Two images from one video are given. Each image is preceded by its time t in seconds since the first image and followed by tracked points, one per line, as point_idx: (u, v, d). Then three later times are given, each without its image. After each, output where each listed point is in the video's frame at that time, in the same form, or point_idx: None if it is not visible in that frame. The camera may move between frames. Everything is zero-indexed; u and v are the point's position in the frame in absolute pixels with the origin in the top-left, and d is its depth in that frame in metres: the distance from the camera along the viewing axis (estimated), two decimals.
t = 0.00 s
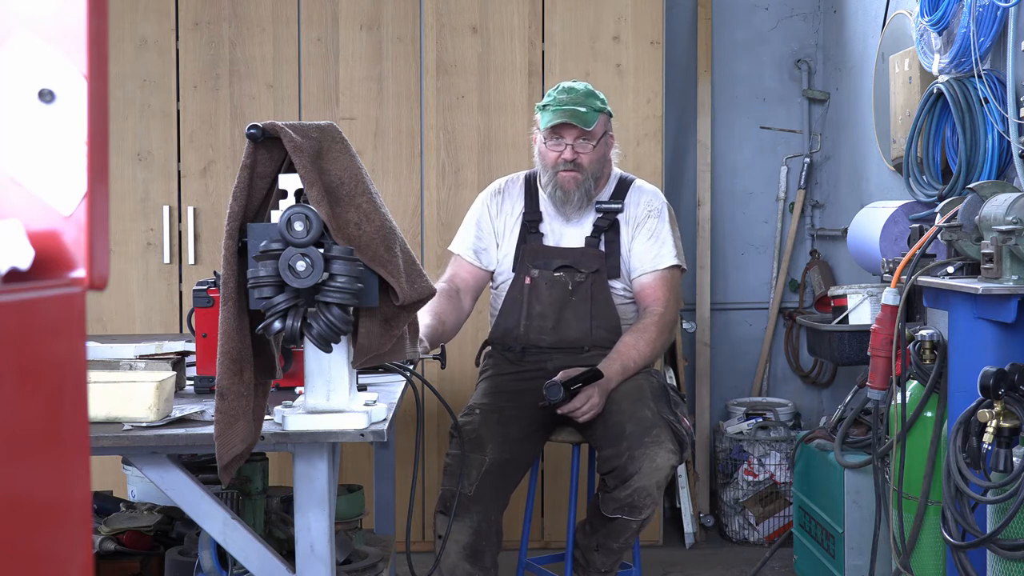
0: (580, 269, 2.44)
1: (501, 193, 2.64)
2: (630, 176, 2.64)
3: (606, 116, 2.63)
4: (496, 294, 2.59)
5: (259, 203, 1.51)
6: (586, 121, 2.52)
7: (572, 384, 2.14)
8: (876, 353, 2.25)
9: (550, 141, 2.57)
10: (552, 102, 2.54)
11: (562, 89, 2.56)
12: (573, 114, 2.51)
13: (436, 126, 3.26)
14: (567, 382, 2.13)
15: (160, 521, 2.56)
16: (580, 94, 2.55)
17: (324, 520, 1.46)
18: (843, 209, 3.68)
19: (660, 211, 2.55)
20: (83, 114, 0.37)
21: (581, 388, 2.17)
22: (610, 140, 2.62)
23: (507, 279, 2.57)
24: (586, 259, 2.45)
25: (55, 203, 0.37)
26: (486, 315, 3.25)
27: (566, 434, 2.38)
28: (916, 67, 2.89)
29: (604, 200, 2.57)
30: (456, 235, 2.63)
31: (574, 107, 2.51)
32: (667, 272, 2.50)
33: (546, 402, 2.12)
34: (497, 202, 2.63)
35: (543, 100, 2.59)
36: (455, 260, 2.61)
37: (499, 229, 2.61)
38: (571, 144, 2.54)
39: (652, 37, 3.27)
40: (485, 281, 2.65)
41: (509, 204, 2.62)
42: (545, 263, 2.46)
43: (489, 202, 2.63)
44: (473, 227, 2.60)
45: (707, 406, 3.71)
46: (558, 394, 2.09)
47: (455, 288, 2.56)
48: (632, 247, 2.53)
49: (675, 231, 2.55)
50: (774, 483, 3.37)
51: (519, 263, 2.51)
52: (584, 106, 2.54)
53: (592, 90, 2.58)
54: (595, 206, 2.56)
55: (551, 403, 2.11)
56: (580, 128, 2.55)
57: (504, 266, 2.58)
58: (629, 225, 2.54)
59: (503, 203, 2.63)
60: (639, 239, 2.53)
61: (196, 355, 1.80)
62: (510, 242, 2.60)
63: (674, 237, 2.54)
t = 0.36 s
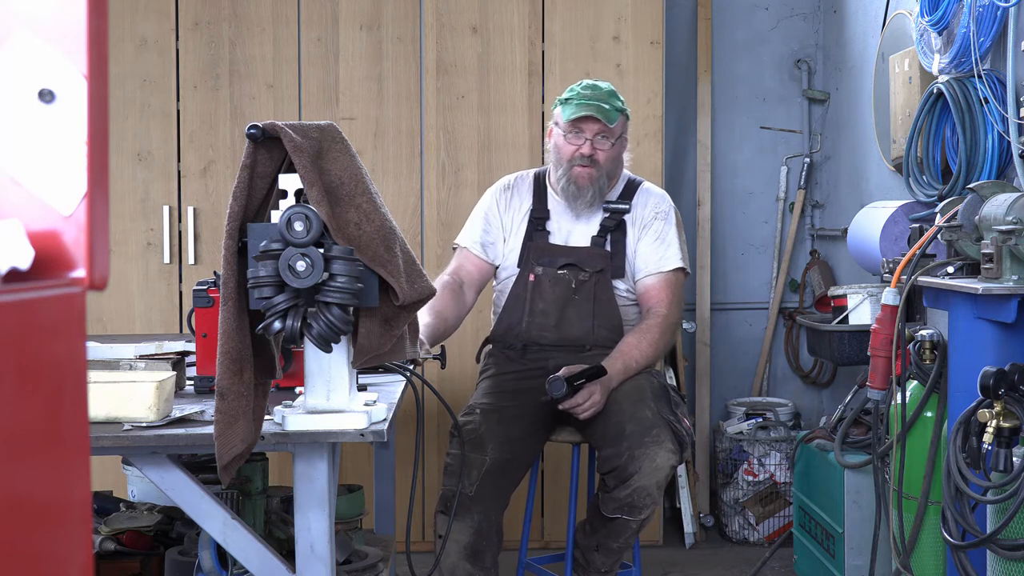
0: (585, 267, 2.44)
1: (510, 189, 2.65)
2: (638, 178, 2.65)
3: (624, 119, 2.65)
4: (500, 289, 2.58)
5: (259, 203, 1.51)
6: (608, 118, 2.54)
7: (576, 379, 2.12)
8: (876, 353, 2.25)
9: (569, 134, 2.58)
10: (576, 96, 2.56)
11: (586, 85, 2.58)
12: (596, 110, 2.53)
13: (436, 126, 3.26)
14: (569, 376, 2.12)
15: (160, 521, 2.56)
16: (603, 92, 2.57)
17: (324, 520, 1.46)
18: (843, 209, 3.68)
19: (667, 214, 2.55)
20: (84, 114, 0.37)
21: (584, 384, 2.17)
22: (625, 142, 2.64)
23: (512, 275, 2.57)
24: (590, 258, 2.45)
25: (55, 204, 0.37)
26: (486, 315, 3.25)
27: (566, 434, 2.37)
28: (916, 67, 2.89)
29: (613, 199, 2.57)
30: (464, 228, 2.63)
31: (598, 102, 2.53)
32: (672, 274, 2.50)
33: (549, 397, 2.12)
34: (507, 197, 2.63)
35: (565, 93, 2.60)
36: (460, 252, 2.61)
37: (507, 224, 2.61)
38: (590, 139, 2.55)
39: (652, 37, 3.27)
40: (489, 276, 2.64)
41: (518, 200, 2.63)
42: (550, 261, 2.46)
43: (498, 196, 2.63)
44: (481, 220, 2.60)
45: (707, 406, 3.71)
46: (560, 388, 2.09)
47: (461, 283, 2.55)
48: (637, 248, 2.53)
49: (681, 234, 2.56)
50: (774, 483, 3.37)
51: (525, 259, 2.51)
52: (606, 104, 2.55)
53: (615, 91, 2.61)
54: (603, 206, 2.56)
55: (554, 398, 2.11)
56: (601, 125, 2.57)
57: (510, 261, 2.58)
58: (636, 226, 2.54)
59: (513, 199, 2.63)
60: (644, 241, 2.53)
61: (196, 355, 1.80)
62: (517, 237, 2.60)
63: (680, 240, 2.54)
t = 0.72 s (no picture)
0: (592, 267, 2.44)
1: (519, 187, 2.65)
2: (649, 182, 2.65)
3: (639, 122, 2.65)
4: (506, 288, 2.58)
5: (259, 203, 1.51)
6: (625, 120, 2.55)
7: (584, 374, 2.12)
8: (876, 353, 2.25)
9: (585, 134, 2.58)
10: (593, 96, 2.56)
11: (603, 87, 2.58)
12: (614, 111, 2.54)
13: (436, 126, 3.26)
14: (577, 370, 2.13)
15: (160, 521, 2.56)
16: (620, 94, 2.57)
17: (324, 520, 1.46)
18: (843, 209, 3.68)
19: (677, 218, 2.56)
20: (84, 114, 0.37)
21: (591, 379, 2.17)
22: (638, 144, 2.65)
23: (519, 272, 2.56)
24: (598, 258, 2.45)
25: (55, 204, 0.37)
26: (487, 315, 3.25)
27: (567, 434, 2.37)
28: (916, 67, 2.89)
29: (623, 201, 2.57)
30: (473, 226, 2.63)
31: (615, 104, 2.53)
32: (679, 278, 2.50)
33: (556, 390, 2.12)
34: (516, 196, 2.64)
35: (582, 93, 2.60)
36: (468, 250, 2.60)
37: (516, 223, 2.61)
38: (606, 140, 2.56)
39: (652, 37, 3.27)
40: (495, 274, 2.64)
41: (526, 199, 2.63)
42: (557, 259, 2.47)
43: (506, 195, 2.64)
44: (489, 218, 2.60)
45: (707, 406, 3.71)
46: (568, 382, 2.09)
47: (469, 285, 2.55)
48: (646, 250, 2.52)
49: (690, 239, 2.57)
50: (774, 483, 3.37)
51: (531, 258, 2.52)
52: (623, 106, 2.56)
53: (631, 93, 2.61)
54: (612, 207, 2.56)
55: (562, 392, 2.11)
56: (617, 126, 2.57)
57: (516, 259, 2.58)
58: (645, 229, 2.54)
59: (521, 197, 2.63)
60: (653, 244, 2.52)
61: (196, 355, 1.80)
62: (524, 235, 2.59)
63: (688, 245, 2.55)
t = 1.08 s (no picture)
0: (593, 265, 2.44)
1: (521, 186, 2.65)
2: (652, 182, 2.65)
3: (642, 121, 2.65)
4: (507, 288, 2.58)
5: (259, 203, 1.51)
6: (626, 120, 2.55)
7: (582, 370, 2.13)
8: (876, 353, 2.25)
9: (587, 134, 2.58)
10: (595, 96, 2.57)
11: (605, 87, 2.59)
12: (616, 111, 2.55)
13: (436, 126, 3.26)
14: (575, 366, 2.12)
15: (160, 521, 2.56)
16: (622, 94, 2.58)
17: (324, 520, 1.46)
18: (843, 209, 3.68)
19: (678, 218, 2.55)
20: (84, 114, 0.37)
21: (589, 376, 2.17)
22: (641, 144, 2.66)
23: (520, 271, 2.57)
24: (599, 256, 2.45)
25: (55, 204, 0.37)
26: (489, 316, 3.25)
27: (566, 434, 2.37)
28: (916, 67, 2.89)
29: (625, 200, 2.56)
30: (474, 226, 2.64)
31: (618, 104, 2.54)
32: (680, 278, 2.49)
33: (554, 385, 2.12)
34: (517, 194, 2.63)
35: (585, 93, 2.61)
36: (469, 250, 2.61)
37: (516, 222, 2.61)
38: (608, 139, 2.56)
39: (652, 37, 3.27)
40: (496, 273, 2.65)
41: (527, 198, 2.63)
42: (557, 256, 2.46)
43: (508, 195, 2.63)
44: (489, 218, 2.60)
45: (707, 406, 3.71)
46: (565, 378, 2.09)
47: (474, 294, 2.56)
48: (647, 249, 2.52)
49: (691, 239, 2.56)
50: (774, 483, 3.37)
51: (531, 255, 2.51)
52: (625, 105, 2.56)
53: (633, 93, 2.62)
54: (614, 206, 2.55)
55: (559, 388, 2.10)
56: (619, 126, 2.58)
57: (516, 259, 2.58)
58: (646, 228, 2.53)
59: (523, 196, 2.63)
60: (654, 243, 2.52)
61: (196, 355, 1.79)
62: (524, 235, 2.59)
63: (689, 245, 2.54)
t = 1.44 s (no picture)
0: (593, 262, 2.44)
1: (523, 184, 2.67)
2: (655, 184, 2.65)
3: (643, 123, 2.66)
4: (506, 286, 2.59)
5: (259, 203, 1.51)
6: (627, 121, 2.56)
7: (582, 368, 2.13)
8: (876, 353, 2.25)
9: (589, 134, 2.59)
10: (598, 96, 2.57)
11: (608, 87, 2.60)
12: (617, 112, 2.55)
13: (436, 126, 3.26)
14: (576, 363, 2.12)
15: (160, 521, 2.56)
16: (625, 95, 2.59)
17: (324, 520, 1.46)
18: (843, 209, 3.68)
19: (680, 219, 2.55)
20: (84, 114, 0.37)
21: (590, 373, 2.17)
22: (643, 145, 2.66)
23: (520, 268, 2.56)
24: (600, 253, 2.45)
25: (55, 204, 0.37)
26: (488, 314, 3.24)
27: (566, 434, 2.37)
28: (916, 67, 2.89)
29: (627, 200, 2.57)
30: (476, 222, 2.68)
31: (619, 104, 2.55)
32: (680, 278, 2.49)
33: (554, 383, 2.12)
34: (519, 192, 2.65)
35: (588, 93, 2.61)
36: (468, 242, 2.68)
37: (516, 220, 2.62)
38: (610, 139, 2.56)
39: (652, 37, 3.27)
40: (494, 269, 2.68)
41: (529, 197, 2.64)
42: (557, 253, 2.46)
43: (510, 192, 2.65)
44: (489, 214, 2.64)
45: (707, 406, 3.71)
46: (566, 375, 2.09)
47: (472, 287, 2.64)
48: (648, 249, 2.52)
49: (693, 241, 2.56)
50: (774, 483, 3.37)
51: (532, 253, 2.51)
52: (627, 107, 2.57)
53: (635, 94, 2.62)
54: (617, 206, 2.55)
55: (559, 385, 2.10)
56: (620, 127, 2.59)
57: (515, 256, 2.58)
58: (648, 228, 2.53)
59: (525, 194, 2.64)
60: (656, 243, 2.52)
61: (196, 355, 1.80)
62: (523, 234, 2.60)
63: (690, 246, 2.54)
